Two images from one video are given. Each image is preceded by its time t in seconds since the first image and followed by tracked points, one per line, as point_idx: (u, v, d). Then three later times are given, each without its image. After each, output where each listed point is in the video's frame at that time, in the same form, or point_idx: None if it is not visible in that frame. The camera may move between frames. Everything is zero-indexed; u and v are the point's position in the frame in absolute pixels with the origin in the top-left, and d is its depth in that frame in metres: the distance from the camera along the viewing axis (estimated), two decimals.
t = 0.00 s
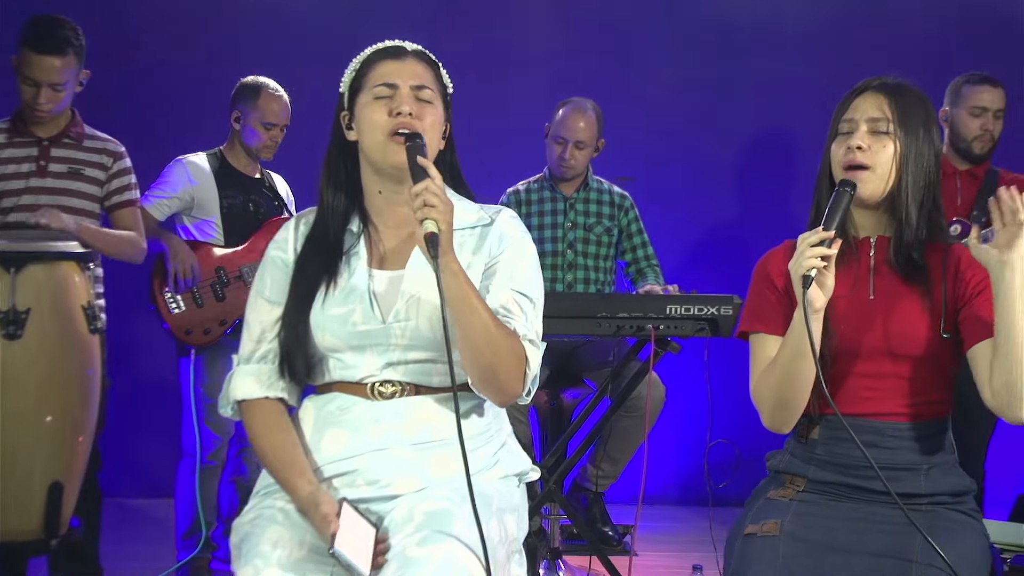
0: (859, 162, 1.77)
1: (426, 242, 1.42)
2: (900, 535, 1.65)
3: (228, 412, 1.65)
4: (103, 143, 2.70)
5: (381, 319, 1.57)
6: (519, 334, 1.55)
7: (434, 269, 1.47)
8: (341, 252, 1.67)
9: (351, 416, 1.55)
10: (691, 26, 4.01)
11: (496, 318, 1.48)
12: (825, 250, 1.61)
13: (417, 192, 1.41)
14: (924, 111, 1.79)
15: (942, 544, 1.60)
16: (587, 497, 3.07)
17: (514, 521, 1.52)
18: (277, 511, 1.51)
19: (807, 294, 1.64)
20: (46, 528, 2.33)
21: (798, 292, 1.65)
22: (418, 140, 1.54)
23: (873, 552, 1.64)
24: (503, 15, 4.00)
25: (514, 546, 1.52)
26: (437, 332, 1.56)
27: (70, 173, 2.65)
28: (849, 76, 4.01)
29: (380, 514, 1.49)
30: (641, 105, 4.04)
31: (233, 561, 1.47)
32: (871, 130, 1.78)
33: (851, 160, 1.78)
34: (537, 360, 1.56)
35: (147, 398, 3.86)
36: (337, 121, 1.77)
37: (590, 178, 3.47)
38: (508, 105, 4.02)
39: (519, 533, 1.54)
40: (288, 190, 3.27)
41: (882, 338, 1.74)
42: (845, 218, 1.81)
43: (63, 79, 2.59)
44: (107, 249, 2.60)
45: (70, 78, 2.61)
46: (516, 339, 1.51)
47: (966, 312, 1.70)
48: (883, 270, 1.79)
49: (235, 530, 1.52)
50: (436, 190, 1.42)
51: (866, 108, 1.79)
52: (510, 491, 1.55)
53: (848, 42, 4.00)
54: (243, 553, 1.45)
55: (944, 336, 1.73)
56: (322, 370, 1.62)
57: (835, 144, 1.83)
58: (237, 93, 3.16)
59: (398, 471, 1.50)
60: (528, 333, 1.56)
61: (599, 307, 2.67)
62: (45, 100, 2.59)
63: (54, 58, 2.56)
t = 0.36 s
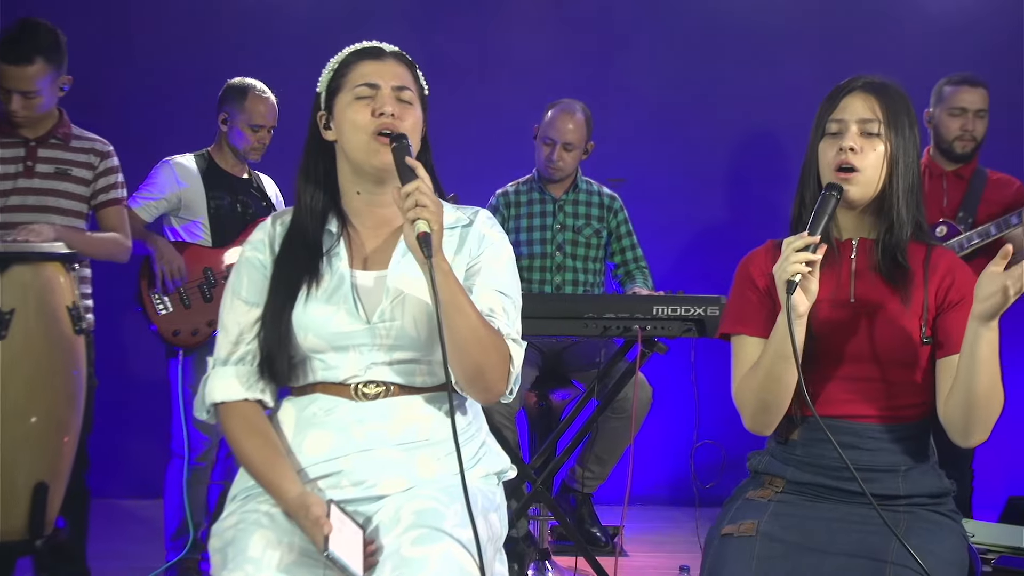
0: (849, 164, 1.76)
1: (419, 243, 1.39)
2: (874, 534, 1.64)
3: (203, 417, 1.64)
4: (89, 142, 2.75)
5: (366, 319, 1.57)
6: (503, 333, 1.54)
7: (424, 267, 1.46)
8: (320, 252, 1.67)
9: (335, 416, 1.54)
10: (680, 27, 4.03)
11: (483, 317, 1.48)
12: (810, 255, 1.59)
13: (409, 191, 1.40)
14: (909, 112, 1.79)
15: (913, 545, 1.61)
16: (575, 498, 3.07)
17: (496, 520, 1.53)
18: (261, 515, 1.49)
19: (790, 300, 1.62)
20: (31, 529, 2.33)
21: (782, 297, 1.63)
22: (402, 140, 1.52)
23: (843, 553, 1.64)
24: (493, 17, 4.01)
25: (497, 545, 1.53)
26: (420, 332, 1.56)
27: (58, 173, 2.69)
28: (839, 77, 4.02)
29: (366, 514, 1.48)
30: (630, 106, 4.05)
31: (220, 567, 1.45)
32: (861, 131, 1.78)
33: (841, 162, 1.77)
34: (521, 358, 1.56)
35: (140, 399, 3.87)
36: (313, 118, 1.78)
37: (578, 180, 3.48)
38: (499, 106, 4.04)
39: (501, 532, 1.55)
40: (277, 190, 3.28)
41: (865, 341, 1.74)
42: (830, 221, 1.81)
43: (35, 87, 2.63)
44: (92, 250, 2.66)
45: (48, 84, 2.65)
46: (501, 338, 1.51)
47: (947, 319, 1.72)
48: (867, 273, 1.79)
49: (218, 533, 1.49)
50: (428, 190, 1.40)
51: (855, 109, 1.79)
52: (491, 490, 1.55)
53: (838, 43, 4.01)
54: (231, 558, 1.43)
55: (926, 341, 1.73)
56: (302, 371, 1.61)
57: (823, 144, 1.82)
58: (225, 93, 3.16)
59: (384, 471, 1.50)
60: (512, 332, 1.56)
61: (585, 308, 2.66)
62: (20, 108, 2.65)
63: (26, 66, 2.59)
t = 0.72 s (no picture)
0: (832, 165, 1.76)
1: (395, 243, 1.39)
2: (853, 536, 1.65)
3: (183, 414, 1.64)
4: (77, 143, 2.76)
5: (344, 320, 1.57)
6: (481, 334, 1.54)
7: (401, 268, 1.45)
8: (301, 253, 1.66)
9: (314, 417, 1.54)
10: (670, 28, 4.04)
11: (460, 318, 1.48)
12: (790, 261, 1.58)
13: (385, 192, 1.39)
14: (889, 112, 1.79)
15: (894, 545, 1.60)
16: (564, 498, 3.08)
17: (475, 521, 1.53)
18: (238, 515, 1.49)
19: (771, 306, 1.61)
20: (16, 530, 2.33)
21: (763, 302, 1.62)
22: (381, 140, 1.51)
23: (827, 555, 1.64)
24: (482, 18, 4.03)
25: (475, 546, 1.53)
26: (399, 334, 1.56)
27: (45, 174, 2.71)
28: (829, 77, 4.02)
29: (343, 514, 1.49)
30: (620, 106, 4.06)
31: (195, 567, 1.45)
32: (843, 131, 1.78)
33: (823, 163, 1.77)
34: (499, 359, 1.56)
35: (131, 398, 3.90)
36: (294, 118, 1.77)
37: (565, 181, 3.49)
38: (489, 108, 4.06)
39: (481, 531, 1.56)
40: (265, 191, 3.28)
41: (848, 345, 1.73)
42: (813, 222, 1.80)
43: (13, 85, 2.62)
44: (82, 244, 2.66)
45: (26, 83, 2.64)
46: (478, 339, 1.51)
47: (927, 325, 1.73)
48: (850, 274, 1.78)
49: (195, 532, 1.49)
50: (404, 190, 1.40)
51: (835, 109, 1.78)
52: (470, 491, 1.55)
53: (827, 44, 4.01)
54: (207, 557, 1.44)
55: (908, 344, 1.73)
56: (280, 371, 1.61)
57: (805, 145, 1.82)
58: (213, 95, 3.16)
59: (361, 471, 1.50)
60: (490, 333, 1.56)
61: (572, 309, 2.66)
62: None
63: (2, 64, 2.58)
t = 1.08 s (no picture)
0: (817, 165, 1.76)
1: (359, 244, 1.39)
2: (843, 536, 1.65)
3: (174, 412, 1.65)
4: (67, 141, 2.78)
5: (322, 321, 1.56)
6: (458, 336, 1.54)
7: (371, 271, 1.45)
8: (286, 254, 1.67)
9: (293, 417, 1.54)
10: (659, 32, 4.10)
11: (432, 319, 1.47)
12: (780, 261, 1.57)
13: (351, 194, 1.38)
14: (872, 112, 1.80)
15: (891, 542, 1.62)
16: (555, 498, 3.09)
17: (453, 525, 1.52)
18: (212, 513, 1.51)
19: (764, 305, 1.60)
20: (6, 531, 2.32)
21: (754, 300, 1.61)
22: (358, 141, 1.51)
23: (828, 554, 1.64)
24: (476, 24, 4.10)
25: (455, 548, 1.53)
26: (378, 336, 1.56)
27: (34, 172, 2.73)
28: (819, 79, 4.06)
29: (318, 514, 1.49)
30: (611, 108, 4.12)
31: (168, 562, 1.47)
32: (826, 130, 1.78)
33: (807, 163, 1.77)
34: (476, 363, 1.55)
35: (126, 399, 3.91)
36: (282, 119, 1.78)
37: (554, 182, 3.52)
38: (481, 111, 4.11)
39: (461, 535, 1.55)
40: (258, 190, 3.28)
41: (832, 347, 1.73)
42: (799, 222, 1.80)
43: None
44: (68, 253, 2.70)
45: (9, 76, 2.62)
46: (454, 342, 1.50)
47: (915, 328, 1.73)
48: (836, 275, 1.78)
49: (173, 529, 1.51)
50: (371, 190, 1.39)
51: (819, 108, 1.79)
52: (450, 494, 1.55)
53: (816, 46, 4.07)
54: (177, 553, 1.45)
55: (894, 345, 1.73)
56: (265, 371, 1.62)
57: (789, 144, 1.82)
58: (205, 96, 3.16)
59: (338, 472, 1.50)
60: (469, 336, 1.56)
61: (564, 309, 2.66)
62: None
63: None
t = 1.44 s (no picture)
0: (805, 163, 1.77)
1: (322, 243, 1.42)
2: (855, 535, 1.65)
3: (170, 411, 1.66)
4: (59, 142, 2.78)
5: (302, 322, 1.56)
6: (433, 337, 1.53)
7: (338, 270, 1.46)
8: (274, 254, 1.67)
9: (273, 416, 1.54)
10: (653, 33, 4.10)
11: (404, 319, 1.47)
12: (779, 257, 1.57)
13: (319, 192, 1.41)
14: (857, 112, 1.80)
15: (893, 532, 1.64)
16: (549, 499, 3.09)
17: (432, 529, 1.51)
18: (191, 509, 1.54)
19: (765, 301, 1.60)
20: None
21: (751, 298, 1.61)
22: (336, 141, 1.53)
23: (835, 552, 1.63)
24: (469, 23, 4.09)
25: (435, 552, 1.53)
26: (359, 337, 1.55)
27: (27, 173, 2.72)
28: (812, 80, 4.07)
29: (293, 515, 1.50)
30: (606, 108, 4.12)
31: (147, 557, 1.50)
32: (813, 129, 1.78)
33: (795, 162, 1.77)
34: (452, 366, 1.53)
35: (121, 399, 3.92)
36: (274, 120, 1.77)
37: (546, 183, 3.53)
38: (475, 110, 4.11)
39: (440, 540, 1.53)
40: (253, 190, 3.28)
41: (823, 349, 1.72)
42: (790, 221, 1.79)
43: None
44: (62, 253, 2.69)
45: (2, 69, 2.61)
46: (427, 344, 1.49)
47: (906, 328, 1.74)
48: (827, 275, 1.78)
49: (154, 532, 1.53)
50: (337, 190, 1.41)
51: (804, 108, 1.79)
52: (433, 497, 1.55)
53: (808, 48, 4.08)
54: (153, 549, 1.48)
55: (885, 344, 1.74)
56: (253, 370, 1.62)
57: (774, 145, 1.82)
58: (200, 98, 3.15)
59: (315, 472, 1.50)
60: (446, 338, 1.55)
61: (557, 310, 2.67)
62: None
63: None
